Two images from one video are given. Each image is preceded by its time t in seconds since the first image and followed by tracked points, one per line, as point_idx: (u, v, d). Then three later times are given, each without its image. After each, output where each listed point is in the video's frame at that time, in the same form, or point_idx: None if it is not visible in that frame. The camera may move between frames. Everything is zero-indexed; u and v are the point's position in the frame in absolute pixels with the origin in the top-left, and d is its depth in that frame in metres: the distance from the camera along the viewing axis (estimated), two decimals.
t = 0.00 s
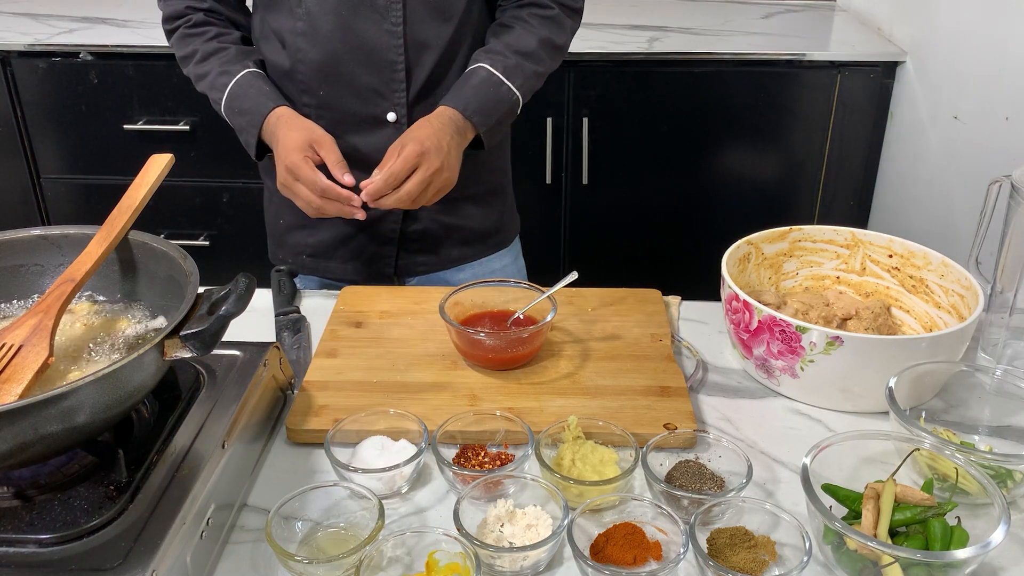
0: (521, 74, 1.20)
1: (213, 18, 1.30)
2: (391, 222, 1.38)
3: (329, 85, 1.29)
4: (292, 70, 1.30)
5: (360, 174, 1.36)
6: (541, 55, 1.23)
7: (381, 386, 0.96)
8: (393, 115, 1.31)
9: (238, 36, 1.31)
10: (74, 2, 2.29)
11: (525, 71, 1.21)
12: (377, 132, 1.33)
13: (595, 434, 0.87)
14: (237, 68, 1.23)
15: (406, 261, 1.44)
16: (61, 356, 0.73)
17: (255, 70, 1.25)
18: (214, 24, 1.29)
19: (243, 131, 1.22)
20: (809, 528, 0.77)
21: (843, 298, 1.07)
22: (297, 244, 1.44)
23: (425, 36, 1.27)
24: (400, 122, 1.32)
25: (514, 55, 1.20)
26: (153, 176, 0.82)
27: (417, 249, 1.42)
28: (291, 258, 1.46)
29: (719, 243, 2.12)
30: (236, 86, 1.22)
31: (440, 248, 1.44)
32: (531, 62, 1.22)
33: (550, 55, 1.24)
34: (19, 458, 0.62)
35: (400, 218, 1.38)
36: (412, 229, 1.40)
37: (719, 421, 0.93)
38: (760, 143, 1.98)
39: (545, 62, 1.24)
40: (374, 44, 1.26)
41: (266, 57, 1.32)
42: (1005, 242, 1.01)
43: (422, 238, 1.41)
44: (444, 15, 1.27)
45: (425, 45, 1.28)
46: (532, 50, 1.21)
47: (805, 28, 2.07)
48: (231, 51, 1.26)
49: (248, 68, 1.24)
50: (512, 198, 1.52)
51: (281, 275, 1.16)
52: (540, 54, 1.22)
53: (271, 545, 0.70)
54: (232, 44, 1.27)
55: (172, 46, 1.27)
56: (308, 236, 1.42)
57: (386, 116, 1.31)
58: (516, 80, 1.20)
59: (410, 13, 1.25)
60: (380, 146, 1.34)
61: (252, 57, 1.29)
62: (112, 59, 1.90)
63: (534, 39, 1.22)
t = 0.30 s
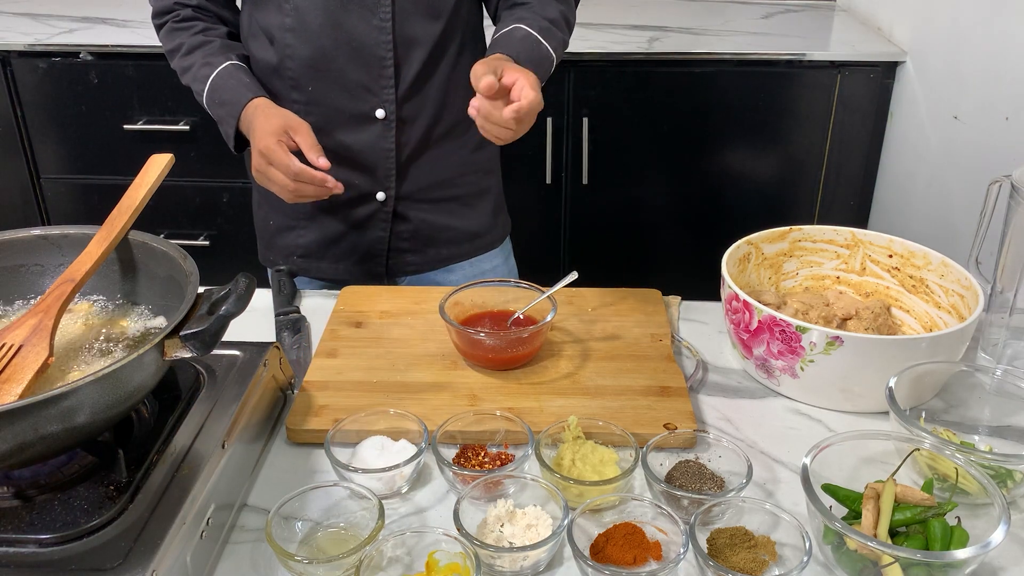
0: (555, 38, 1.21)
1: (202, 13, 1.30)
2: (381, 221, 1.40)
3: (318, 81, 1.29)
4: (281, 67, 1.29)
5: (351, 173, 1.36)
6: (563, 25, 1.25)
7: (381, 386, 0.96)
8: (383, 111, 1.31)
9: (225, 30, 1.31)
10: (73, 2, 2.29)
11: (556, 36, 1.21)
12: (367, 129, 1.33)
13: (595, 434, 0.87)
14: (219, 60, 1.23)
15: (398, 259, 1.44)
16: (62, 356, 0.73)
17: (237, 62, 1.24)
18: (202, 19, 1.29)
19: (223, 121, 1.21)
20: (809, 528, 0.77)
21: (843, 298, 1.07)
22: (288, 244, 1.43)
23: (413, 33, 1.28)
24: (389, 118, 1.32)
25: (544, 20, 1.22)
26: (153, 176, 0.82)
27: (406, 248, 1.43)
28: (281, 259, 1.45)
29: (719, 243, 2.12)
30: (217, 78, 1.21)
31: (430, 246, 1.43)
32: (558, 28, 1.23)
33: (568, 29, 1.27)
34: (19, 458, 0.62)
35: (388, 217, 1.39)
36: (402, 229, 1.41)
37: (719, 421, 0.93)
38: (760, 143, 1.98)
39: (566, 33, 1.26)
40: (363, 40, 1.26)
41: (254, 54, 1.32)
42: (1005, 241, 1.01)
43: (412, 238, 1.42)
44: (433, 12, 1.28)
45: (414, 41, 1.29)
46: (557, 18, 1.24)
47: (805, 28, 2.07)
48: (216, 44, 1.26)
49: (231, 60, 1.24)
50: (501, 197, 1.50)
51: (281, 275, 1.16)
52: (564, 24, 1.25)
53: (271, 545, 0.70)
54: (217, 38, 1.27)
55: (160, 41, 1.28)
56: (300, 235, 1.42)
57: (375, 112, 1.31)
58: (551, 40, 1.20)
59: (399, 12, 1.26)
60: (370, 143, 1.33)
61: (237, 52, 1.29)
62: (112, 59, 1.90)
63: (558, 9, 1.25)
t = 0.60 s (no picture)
0: (528, 49, 1.21)
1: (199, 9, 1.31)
2: (378, 219, 1.40)
3: (314, 79, 1.29)
4: (277, 65, 1.29)
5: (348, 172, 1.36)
6: (541, 35, 1.25)
7: (381, 386, 0.96)
8: (378, 109, 1.30)
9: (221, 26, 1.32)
10: (74, 2, 2.29)
11: (530, 49, 1.22)
12: (362, 127, 1.33)
13: (595, 434, 0.87)
14: (212, 55, 1.23)
15: (396, 259, 1.44)
16: (61, 356, 0.73)
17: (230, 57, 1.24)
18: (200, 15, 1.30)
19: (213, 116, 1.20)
20: (809, 528, 0.77)
21: (843, 298, 1.07)
22: (286, 244, 1.44)
23: (409, 31, 1.27)
24: (385, 117, 1.31)
25: (521, 32, 1.22)
26: (152, 176, 0.81)
27: (403, 247, 1.42)
28: (280, 259, 1.45)
29: (719, 242, 2.12)
30: (208, 72, 1.21)
31: (427, 246, 1.43)
32: (534, 40, 1.23)
33: (547, 37, 1.27)
34: (20, 457, 0.62)
35: (385, 216, 1.39)
36: (398, 228, 1.40)
37: (719, 420, 0.93)
38: (760, 142, 1.98)
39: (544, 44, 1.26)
40: (358, 37, 1.25)
41: (250, 51, 1.32)
42: (1005, 241, 1.01)
43: (409, 237, 1.41)
44: (428, 9, 1.28)
45: (410, 39, 1.28)
46: (535, 30, 1.24)
47: (805, 28, 2.07)
48: (211, 40, 1.26)
49: (224, 55, 1.24)
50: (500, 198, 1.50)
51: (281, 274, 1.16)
52: (541, 35, 1.25)
53: (271, 545, 0.70)
54: (213, 34, 1.28)
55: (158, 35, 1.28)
56: (298, 235, 1.42)
57: (371, 110, 1.31)
58: (522, 54, 1.20)
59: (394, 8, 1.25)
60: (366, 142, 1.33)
61: (232, 47, 1.29)
62: (112, 59, 1.90)
63: (538, 19, 1.24)
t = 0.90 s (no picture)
0: (536, 47, 1.21)
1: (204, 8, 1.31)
2: (381, 219, 1.40)
3: (318, 79, 1.29)
4: (282, 65, 1.30)
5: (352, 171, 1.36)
6: (551, 33, 1.25)
7: (381, 386, 0.96)
8: (382, 108, 1.31)
9: (226, 24, 1.32)
10: (74, 3, 2.29)
11: (539, 46, 1.22)
12: (365, 126, 1.33)
13: (595, 434, 0.87)
14: (217, 54, 1.23)
15: (399, 258, 1.44)
16: (61, 356, 0.73)
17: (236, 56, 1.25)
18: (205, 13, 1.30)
19: (218, 114, 1.20)
20: (809, 528, 0.77)
21: (843, 298, 1.07)
22: (290, 244, 1.44)
23: (413, 31, 1.28)
24: (389, 116, 1.32)
25: (529, 30, 1.22)
26: (152, 176, 0.81)
27: (407, 247, 1.42)
28: (284, 258, 1.45)
29: (719, 242, 2.12)
30: (214, 71, 1.21)
31: (431, 245, 1.43)
32: (543, 38, 1.23)
33: (557, 36, 1.27)
34: (20, 457, 0.62)
35: (389, 215, 1.39)
36: (401, 227, 1.40)
37: (719, 421, 0.93)
38: (760, 143, 1.98)
39: (554, 42, 1.26)
40: (362, 37, 1.26)
41: (255, 50, 1.32)
42: (1005, 241, 1.01)
43: (412, 237, 1.41)
44: (431, 9, 1.28)
45: (414, 39, 1.28)
46: (544, 28, 1.24)
47: (805, 28, 2.07)
48: (216, 39, 1.26)
49: (229, 53, 1.24)
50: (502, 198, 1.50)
51: (281, 274, 1.16)
52: (550, 34, 1.25)
53: (271, 545, 0.70)
54: (218, 33, 1.28)
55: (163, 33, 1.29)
56: (301, 234, 1.42)
57: (375, 110, 1.31)
58: (531, 51, 1.20)
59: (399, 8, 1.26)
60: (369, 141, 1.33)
61: (237, 46, 1.29)
62: (112, 59, 1.90)
63: (546, 17, 1.24)
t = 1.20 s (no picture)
0: (540, 48, 1.21)
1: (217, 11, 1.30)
2: (402, 220, 1.40)
3: (339, 82, 1.29)
4: (303, 67, 1.30)
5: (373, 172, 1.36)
6: (555, 36, 1.25)
7: (381, 386, 0.96)
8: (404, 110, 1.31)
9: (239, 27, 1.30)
10: (74, 2, 2.29)
11: (541, 48, 1.21)
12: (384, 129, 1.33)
13: (595, 434, 0.87)
14: (234, 58, 1.23)
15: (418, 259, 1.43)
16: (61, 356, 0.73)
17: (252, 58, 1.24)
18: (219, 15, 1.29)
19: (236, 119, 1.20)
20: (809, 528, 0.77)
21: (843, 298, 1.07)
22: (309, 244, 1.43)
23: (435, 32, 1.28)
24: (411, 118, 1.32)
25: (532, 32, 1.21)
26: (152, 176, 0.81)
27: (427, 248, 1.42)
28: (303, 259, 1.45)
29: (719, 242, 2.12)
30: (231, 75, 1.20)
31: (451, 245, 1.42)
32: (546, 40, 1.23)
33: (561, 38, 1.27)
34: (19, 458, 0.62)
35: (410, 215, 1.39)
36: (422, 228, 1.40)
37: (719, 420, 0.93)
38: (760, 143, 1.98)
39: (557, 44, 1.26)
40: (384, 38, 1.26)
41: (272, 51, 1.31)
42: (1005, 241, 1.01)
43: (433, 236, 1.41)
44: (450, 10, 1.29)
45: (436, 41, 1.29)
46: (547, 29, 1.23)
47: (805, 28, 2.07)
48: (231, 41, 1.25)
49: (245, 56, 1.23)
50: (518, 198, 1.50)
51: (281, 275, 1.15)
52: (554, 36, 1.25)
53: (271, 545, 0.70)
54: (232, 35, 1.27)
55: (176, 38, 1.28)
56: (321, 235, 1.42)
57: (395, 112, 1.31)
58: (533, 54, 1.20)
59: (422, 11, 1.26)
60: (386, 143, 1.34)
61: (252, 48, 1.28)
62: (112, 59, 1.90)
63: (551, 19, 1.24)
